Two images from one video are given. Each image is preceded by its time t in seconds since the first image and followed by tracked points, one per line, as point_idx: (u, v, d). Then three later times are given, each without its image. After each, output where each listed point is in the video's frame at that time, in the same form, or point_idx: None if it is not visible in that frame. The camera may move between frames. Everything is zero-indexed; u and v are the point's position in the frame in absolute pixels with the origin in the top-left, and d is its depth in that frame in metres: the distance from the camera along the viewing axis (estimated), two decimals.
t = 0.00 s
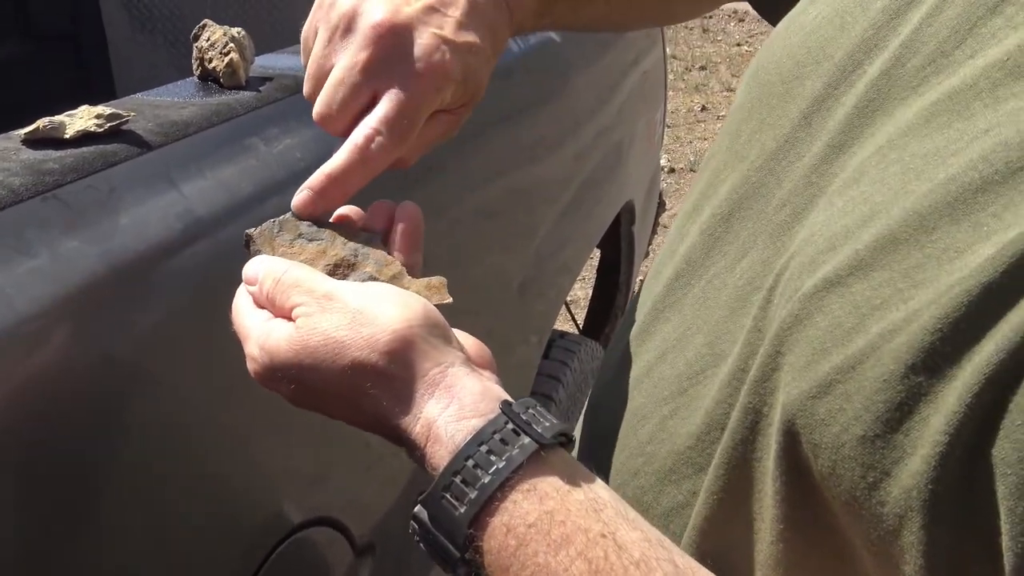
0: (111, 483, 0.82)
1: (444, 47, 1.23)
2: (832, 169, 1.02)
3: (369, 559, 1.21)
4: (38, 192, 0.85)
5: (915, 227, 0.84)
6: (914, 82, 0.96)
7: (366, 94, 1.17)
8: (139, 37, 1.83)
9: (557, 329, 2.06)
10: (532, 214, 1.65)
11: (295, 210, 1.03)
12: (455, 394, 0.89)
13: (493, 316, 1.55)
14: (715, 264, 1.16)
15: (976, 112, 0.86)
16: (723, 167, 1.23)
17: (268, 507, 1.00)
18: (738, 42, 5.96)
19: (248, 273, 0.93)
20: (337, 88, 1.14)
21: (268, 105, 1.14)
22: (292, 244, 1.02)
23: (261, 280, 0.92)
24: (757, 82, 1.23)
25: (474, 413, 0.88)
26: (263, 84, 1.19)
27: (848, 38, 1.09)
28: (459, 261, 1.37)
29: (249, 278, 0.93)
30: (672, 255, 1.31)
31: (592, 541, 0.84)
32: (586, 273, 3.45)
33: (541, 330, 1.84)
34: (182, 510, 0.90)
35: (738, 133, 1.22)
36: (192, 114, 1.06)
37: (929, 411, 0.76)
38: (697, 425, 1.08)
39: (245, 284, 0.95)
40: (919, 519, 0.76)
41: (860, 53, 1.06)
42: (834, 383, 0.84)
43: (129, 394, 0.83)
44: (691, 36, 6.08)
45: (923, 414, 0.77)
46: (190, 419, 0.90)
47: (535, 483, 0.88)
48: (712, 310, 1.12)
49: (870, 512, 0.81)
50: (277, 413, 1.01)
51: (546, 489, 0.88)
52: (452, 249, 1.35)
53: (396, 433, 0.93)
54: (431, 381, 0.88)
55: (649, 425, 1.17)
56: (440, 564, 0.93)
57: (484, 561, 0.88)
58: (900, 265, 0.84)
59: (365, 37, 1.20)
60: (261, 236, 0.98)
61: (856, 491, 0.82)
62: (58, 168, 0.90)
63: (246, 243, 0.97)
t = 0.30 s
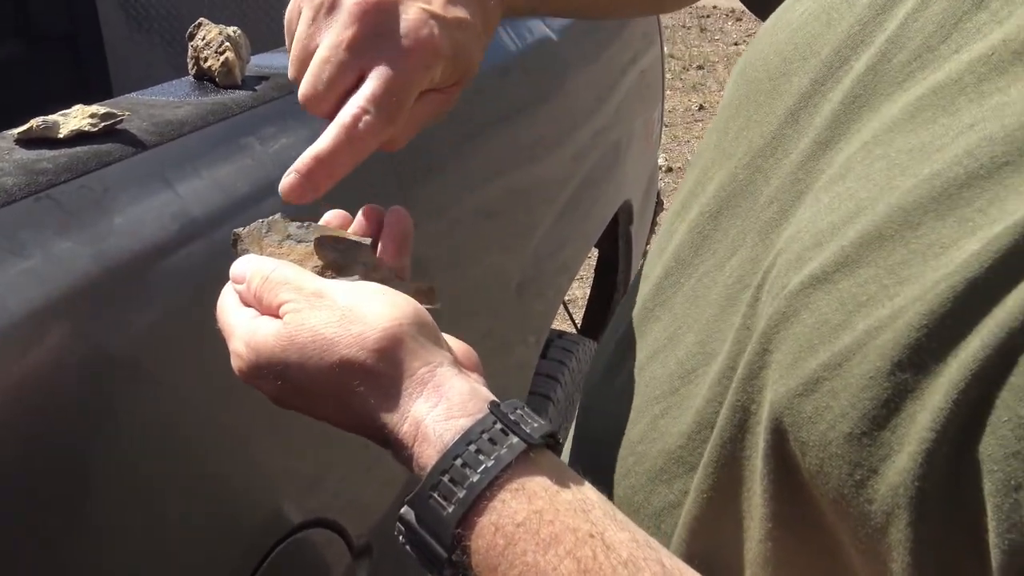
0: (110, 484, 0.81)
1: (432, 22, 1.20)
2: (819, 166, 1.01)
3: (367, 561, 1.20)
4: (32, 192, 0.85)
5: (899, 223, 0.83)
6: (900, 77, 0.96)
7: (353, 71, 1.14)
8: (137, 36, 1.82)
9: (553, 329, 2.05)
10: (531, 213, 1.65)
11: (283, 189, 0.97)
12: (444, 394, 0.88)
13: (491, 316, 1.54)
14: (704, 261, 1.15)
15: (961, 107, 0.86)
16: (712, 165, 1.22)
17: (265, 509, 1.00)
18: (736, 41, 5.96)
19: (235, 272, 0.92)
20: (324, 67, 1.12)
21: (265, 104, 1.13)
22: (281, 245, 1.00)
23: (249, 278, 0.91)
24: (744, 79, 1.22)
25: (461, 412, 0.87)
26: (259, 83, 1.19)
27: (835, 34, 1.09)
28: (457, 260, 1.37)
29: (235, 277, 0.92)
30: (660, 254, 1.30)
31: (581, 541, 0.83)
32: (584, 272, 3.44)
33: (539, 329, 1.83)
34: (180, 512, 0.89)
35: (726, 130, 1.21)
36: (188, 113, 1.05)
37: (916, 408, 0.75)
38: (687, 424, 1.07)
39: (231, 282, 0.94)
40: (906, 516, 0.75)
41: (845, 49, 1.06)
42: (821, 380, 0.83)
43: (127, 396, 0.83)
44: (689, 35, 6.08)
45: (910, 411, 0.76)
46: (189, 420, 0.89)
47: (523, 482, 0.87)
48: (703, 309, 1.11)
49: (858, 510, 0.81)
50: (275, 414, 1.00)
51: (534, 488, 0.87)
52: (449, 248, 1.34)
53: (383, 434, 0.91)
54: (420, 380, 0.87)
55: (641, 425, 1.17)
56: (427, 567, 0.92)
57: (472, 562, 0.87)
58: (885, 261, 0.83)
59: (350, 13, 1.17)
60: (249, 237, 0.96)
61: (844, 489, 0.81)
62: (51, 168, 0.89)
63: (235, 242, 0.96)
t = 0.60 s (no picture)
0: (111, 484, 0.81)
1: (410, 45, 1.13)
2: (806, 164, 1.01)
3: (365, 561, 1.20)
4: (28, 194, 0.85)
5: (885, 221, 0.83)
6: (886, 75, 0.96)
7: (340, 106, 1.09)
8: (135, 38, 1.81)
9: (553, 327, 2.07)
10: (529, 213, 1.65)
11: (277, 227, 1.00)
12: (445, 388, 0.88)
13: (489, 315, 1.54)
14: (696, 260, 1.15)
15: (944, 105, 0.86)
16: (701, 165, 1.22)
17: (265, 509, 0.99)
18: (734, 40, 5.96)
19: (234, 269, 0.91)
20: (309, 104, 1.08)
21: (262, 105, 1.13)
22: (280, 245, 1.00)
23: (248, 275, 0.91)
24: (733, 78, 1.22)
25: (462, 407, 0.88)
26: (257, 83, 1.19)
27: (821, 33, 1.08)
28: (456, 260, 1.37)
29: (234, 273, 0.92)
30: (652, 253, 1.30)
31: (580, 536, 0.83)
32: (583, 271, 3.45)
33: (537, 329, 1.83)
34: (181, 513, 0.89)
35: (716, 129, 1.21)
36: (185, 114, 1.05)
37: (901, 406, 0.76)
38: (681, 423, 1.06)
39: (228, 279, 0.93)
40: (895, 512, 0.75)
41: (833, 48, 1.06)
42: (809, 378, 0.83)
43: (127, 397, 0.83)
44: (688, 34, 6.08)
45: (896, 409, 0.77)
46: (188, 421, 0.89)
47: (523, 477, 0.88)
48: (696, 308, 1.11)
49: (846, 507, 0.81)
50: (274, 414, 1.00)
51: (534, 484, 0.88)
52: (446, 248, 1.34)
53: (381, 428, 0.91)
54: (421, 375, 0.88)
55: (636, 424, 1.16)
56: (425, 564, 0.91)
57: (470, 556, 0.86)
58: (872, 259, 0.83)
59: (329, 47, 1.11)
60: (247, 235, 0.96)
61: (832, 486, 0.81)
62: (48, 169, 0.89)
63: (230, 242, 0.95)
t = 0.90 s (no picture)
0: (113, 484, 0.82)
1: (382, 18, 1.14)
2: (802, 163, 1.01)
3: (365, 559, 1.21)
4: (29, 196, 0.85)
5: (875, 215, 0.84)
6: (878, 74, 0.96)
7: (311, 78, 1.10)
8: (135, 40, 1.81)
9: (553, 328, 2.07)
10: (528, 212, 1.65)
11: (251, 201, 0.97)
12: (445, 377, 0.89)
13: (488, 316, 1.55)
14: (694, 258, 1.15)
15: (934, 103, 0.86)
16: (701, 164, 1.23)
17: (264, 507, 1.00)
18: (733, 39, 5.96)
19: (242, 259, 0.93)
20: (282, 74, 1.09)
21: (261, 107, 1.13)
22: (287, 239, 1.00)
23: (254, 265, 0.92)
24: (731, 78, 1.22)
25: (461, 397, 0.88)
26: (256, 85, 1.19)
27: (817, 34, 1.09)
28: (455, 259, 1.37)
29: (242, 263, 0.93)
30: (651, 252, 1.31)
31: (576, 523, 0.84)
32: (582, 271, 3.46)
33: (536, 329, 1.83)
34: (182, 512, 0.89)
35: (715, 128, 1.22)
36: (184, 116, 1.05)
37: (888, 396, 0.77)
38: (679, 419, 1.07)
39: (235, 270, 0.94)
40: (883, 501, 0.76)
41: (827, 48, 1.06)
42: (800, 369, 0.84)
43: (129, 398, 0.83)
44: (687, 34, 6.09)
45: (884, 399, 0.77)
46: (188, 420, 0.89)
47: (520, 466, 0.88)
48: (694, 305, 1.11)
49: (836, 496, 0.81)
50: (273, 411, 1.01)
51: (531, 473, 0.88)
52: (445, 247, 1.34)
53: (382, 418, 0.91)
54: (421, 364, 0.88)
55: (634, 421, 1.17)
56: (424, 551, 0.91)
57: (467, 543, 0.87)
58: (862, 252, 0.83)
59: (301, 19, 1.12)
60: (255, 227, 0.98)
61: (823, 476, 0.82)
62: (48, 171, 0.89)
63: (240, 232, 0.97)
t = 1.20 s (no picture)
0: (114, 484, 0.82)
1: (426, 42, 1.20)
2: (800, 161, 1.01)
3: (365, 559, 1.21)
4: (29, 198, 0.85)
5: (873, 212, 0.84)
6: (876, 72, 0.96)
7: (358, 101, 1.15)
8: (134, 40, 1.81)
9: (552, 328, 2.07)
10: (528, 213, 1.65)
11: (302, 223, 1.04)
12: (438, 376, 0.90)
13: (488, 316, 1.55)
14: (693, 257, 1.15)
15: (931, 100, 0.87)
16: (699, 163, 1.23)
17: (265, 507, 1.00)
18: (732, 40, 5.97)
19: (233, 267, 0.91)
20: (327, 100, 1.12)
21: (260, 108, 1.13)
22: (278, 241, 1.01)
23: (245, 273, 0.91)
24: (729, 78, 1.23)
25: (454, 395, 0.89)
26: (255, 86, 1.19)
27: (814, 33, 1.09)
28: (455, 259, 1.37)
29: (232, 272, 0.92)
30: (649, 251, 1.31)
31: (570, 519, 0.85)
32: (581, 271, 3.46)
33: (536, 330, 1.84)
34: (183, 511, 0.89)
35: (713, 128, 1.22)
36: (183, 117, 1.05)
37: (887, 391, 0.77)
38: (679, 417, 1.07)
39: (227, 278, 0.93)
40: (882, 495, 0.76)
41: (825, 48, 1.06)
42: (799, 364, 0.84)
43: (130, 398, 0.83)
44: (685, 35, 6.10)
45: (883, 393, 0.77)
46: (188, 420, 0.89)
47: (515, 463, 0.88)
48: (694, 304, 1.12)
49: (836, 491, 0.82)
50: (273, 411, 1.01)
51: (525, 470, 0.88)
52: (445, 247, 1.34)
53: (378, 417, 0.92)
54: (413, 364, 0.89)
55: (634, 419, 1.17)
56: (419, 549, 0.92)
57: (462, 540, 0.88)
58: (861, 248, 0.84)
59: (346, 46, 1.17)
60: (245, 232, 0.97)
61: (822, 470, 0.82)
62: (48, 173, 0.89)
63: (230, 240, 0.96)
